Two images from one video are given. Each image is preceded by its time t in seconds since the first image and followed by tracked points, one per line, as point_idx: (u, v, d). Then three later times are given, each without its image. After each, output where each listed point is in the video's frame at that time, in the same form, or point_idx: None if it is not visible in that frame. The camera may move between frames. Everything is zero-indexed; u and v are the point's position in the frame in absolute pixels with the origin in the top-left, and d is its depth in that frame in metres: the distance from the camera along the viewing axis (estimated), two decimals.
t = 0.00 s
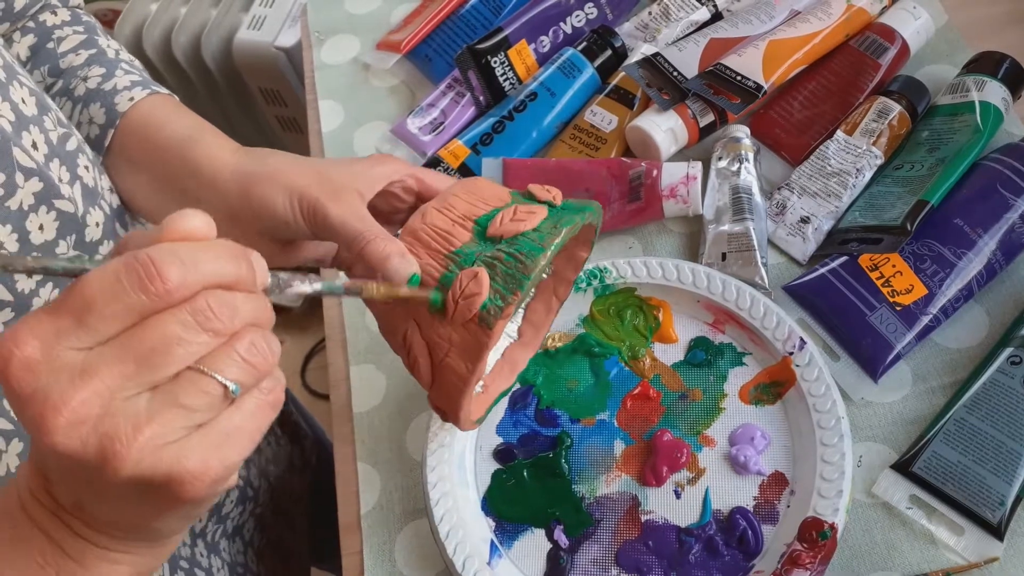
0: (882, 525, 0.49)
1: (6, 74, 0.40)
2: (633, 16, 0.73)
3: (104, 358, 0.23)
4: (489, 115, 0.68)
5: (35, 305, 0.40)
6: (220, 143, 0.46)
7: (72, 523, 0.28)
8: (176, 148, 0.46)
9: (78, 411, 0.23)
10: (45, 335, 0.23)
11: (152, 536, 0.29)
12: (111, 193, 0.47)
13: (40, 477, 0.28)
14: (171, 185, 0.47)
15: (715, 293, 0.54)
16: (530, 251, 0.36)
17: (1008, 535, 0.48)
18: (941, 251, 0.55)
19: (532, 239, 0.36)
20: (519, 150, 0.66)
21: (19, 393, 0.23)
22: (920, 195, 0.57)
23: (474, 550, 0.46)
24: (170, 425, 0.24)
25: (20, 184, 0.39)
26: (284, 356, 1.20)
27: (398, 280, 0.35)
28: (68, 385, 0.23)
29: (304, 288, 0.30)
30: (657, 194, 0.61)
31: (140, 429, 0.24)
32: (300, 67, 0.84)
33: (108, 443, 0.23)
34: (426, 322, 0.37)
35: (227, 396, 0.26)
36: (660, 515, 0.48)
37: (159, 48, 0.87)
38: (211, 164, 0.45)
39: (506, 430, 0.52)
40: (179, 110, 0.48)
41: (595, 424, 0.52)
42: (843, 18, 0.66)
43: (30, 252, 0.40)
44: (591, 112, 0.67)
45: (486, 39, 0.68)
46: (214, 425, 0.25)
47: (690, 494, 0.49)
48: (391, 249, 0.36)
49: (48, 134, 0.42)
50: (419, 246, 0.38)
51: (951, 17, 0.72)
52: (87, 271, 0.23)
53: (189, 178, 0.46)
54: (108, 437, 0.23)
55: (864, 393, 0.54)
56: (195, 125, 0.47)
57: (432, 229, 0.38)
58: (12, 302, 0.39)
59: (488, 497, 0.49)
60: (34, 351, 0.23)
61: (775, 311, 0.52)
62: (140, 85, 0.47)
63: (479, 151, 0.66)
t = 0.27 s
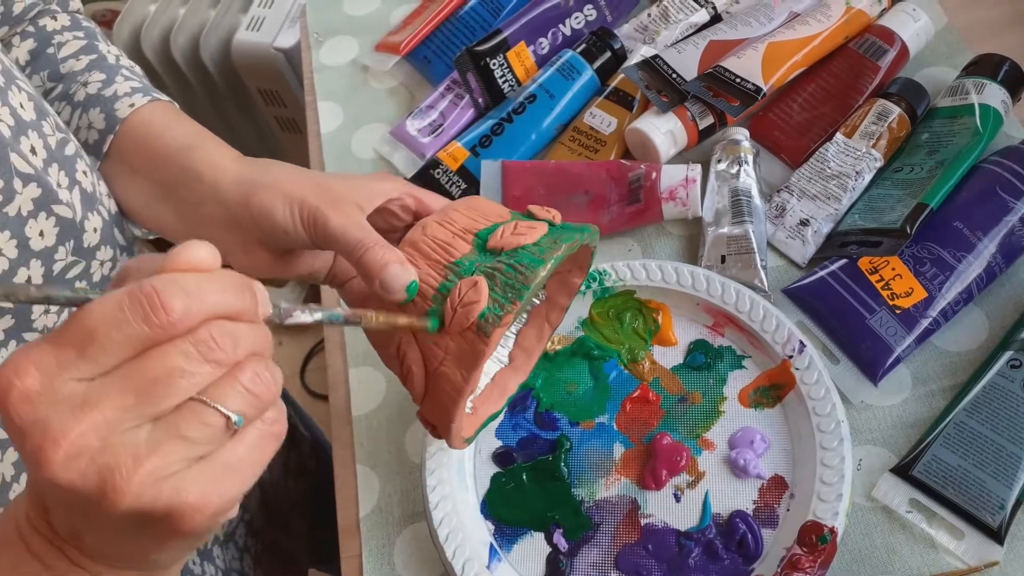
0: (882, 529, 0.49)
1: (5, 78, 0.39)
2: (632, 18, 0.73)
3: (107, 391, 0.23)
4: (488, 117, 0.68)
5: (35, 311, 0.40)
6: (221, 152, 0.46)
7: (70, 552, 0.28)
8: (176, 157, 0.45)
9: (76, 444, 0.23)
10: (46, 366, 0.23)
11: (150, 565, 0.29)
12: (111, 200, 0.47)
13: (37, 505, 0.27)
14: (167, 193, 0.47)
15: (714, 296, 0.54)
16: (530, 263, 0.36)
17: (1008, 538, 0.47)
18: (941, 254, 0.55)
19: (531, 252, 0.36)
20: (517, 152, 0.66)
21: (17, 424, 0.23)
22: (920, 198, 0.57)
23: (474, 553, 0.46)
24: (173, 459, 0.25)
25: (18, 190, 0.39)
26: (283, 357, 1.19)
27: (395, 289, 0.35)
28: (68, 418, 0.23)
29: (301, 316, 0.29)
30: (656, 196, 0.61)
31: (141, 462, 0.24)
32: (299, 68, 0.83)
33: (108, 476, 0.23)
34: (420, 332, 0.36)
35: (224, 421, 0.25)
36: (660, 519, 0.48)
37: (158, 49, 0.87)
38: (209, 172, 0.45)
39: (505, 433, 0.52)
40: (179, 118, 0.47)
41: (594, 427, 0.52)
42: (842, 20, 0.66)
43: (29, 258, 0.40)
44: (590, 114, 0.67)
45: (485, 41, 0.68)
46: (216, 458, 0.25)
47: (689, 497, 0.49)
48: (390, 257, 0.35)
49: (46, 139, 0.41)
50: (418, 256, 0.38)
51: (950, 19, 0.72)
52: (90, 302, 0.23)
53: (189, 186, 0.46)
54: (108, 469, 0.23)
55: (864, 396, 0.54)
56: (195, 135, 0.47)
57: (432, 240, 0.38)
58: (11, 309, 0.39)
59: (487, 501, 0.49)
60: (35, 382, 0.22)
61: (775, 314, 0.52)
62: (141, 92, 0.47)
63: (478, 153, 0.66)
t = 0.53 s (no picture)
0: (885, 531, 0.49)
1: (9, 80, 0.40)
2: (634, 18, 0.73)
3: (115, 393, 0.23)
4: (490, 118, 0.68)
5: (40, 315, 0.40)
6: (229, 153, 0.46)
7: (79, 558, 0.28)
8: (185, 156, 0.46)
9: (86, 448, 0.23)
10: (53, 370, 0.23)
11: (157, 568, 0.29)
12: (112, 202, 0.47)
13: (44, 510, 0.27)
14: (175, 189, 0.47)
15: (716, 298, 0.54)
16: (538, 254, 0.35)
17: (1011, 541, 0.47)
18: (943, 255, 0.55)
19: (539, 243, 0.36)
20: (519, 153, 0.66)
21: (25, 429, 0.23)
22: (923, 199, 0.57)
23: (475, 555, 0.46)
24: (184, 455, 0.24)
25: (23, 193, 0.39)
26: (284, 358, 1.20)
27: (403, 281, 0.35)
28: (76, 420, 0.23)
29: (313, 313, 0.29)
30: (658, 197, 0.61)
31: (151, 464, 0.24)
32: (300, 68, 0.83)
33: (119, 479, 0.23)
34: (429, 325, 0.36)
35: (228, 423, 0.25)
36: (661, 521, 0.48)
37: (159, 50, 0.87)
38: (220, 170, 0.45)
39: (507, 435, 0.52)
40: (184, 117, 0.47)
41: (596, 429, 0.52)
42: (845, 20, 0.65)
43: (33, 261, 0.40)
44: (592, 114, 0.67)
45: (487, 41, 0.68)
46: (225, 459, 0.26)
47: (691, 500, 0.49)
48: (398, 251, 0.35)
49: (52, 140, 0.42)
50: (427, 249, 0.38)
51: (953, 19, 0.72)
52: (95, 305, 0.23)
53: (204, 184, 0.46)
54: (119, 472, 0.23)
55: (866, 397, 0.54)
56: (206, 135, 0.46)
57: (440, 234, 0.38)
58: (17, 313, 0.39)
59: (489, 503, 0.49)
60: (41, 387, 0.22)
61: (777, 315, 0.52)
62: (148, 91, 0.47)
63: (479, 154, 0.66)
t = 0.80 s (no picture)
0: (883, 530, 0.49)
1: (10, 73, 0.39)
2: (633, 17, 0.73)
3: (167, 536, 0.22)
4: (489, 117, 0.68)
5: (42, 309, 0.41)
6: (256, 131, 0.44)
7: None
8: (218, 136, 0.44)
9: None
10: (92, 521, 0.22)
11: None
12: (107, 198, 0.46)
13: None
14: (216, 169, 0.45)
15: (715, 298, 0.54)
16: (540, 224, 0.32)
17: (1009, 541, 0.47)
18: (942, 256, 0.55)
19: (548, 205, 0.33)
20: (519, 153, 0.66)
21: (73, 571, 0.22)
22: (922, 199, 0.57)
23: (474, 554, 0.46)
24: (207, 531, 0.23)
25: (25, 187, 0.39)
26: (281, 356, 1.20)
27: (407, 221, 0.34)
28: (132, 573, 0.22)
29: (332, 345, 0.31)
30: (657, 197, 0.61)
31: None
32: (299, 67, 0.83)
33: None
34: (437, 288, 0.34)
35: (289, 539, 0.24)
36: (660, 520, 0.48)
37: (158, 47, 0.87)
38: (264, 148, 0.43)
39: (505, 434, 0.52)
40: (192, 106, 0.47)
41: (595, 428, 0.52)
42: (845, 20, 0.66)
43: (32, 256, 0.40)
44: (591, 114, 0.67)
45: (487, 40, 0.68)
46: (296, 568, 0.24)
47: (690, 499, 0.49)
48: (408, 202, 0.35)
49: (54, 133, 0.41)
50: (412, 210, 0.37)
51: (952, 20, 0.72)
52: (120, 439, 0.21)
53: (252, 161, 0.44)
54: None
55: (865, 398, 0.54)
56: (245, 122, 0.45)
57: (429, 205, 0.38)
58: (18, 307, 0.39)
59: (488, 502, 0.49)
60: (85, 537, 0.22)
61: (775, 315, 0.52)
62: (180, 81, 0.46)
63: (479, 153, 0.66)
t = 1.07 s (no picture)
0: (884, 531, 0.49)
1: (21, 67, 0.39)
2: (634, 21, 0.73)
3: None
4: (490, 120, 0.68)
5: (60, 300, 0.41)
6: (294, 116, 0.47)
7: None
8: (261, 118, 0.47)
9: None
10: None
11: None
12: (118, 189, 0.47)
13: None
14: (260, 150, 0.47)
15: (716, 299, 0.54)
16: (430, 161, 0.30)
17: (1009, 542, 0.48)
18: (942, 258, 0.56)
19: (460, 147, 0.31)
20: (520, 154, 0.66)
21: None
22: (922, 202, 0.57)
23: (476, 555, 0.46)
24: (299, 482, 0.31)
25: (39, 179, 0.39)
26: (281, 356, 1.20)
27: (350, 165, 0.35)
28: None
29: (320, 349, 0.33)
30: (658, 200, 0.62)
31: None
32: (300, 69, 0.84)
33: None
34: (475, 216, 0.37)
35: None
36: (661, 521, 0.48)
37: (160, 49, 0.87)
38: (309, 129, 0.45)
39: (507, 435, 0.52)
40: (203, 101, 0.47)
41: (596, 429, 0.52)
42: (845, 24, 0.66)
43: (50, 248, 0.40)
44: (592, 117, 0.67)
45: (487, 44, 0.69)
46: None
47: (691, 500, 0.49)
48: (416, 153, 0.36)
49: (64, 126, 0.41)
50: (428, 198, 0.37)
51: (951, 25, 0.73)
52: None
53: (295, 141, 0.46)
54: None
55: (865, 399, 0.54)
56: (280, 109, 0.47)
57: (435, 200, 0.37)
58: (38, 298, 0.39)
59: (489, 503, 0.49)
60: None
61: (776, 317, 0.52)
62: (217, 70, 0.47)
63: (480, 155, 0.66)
